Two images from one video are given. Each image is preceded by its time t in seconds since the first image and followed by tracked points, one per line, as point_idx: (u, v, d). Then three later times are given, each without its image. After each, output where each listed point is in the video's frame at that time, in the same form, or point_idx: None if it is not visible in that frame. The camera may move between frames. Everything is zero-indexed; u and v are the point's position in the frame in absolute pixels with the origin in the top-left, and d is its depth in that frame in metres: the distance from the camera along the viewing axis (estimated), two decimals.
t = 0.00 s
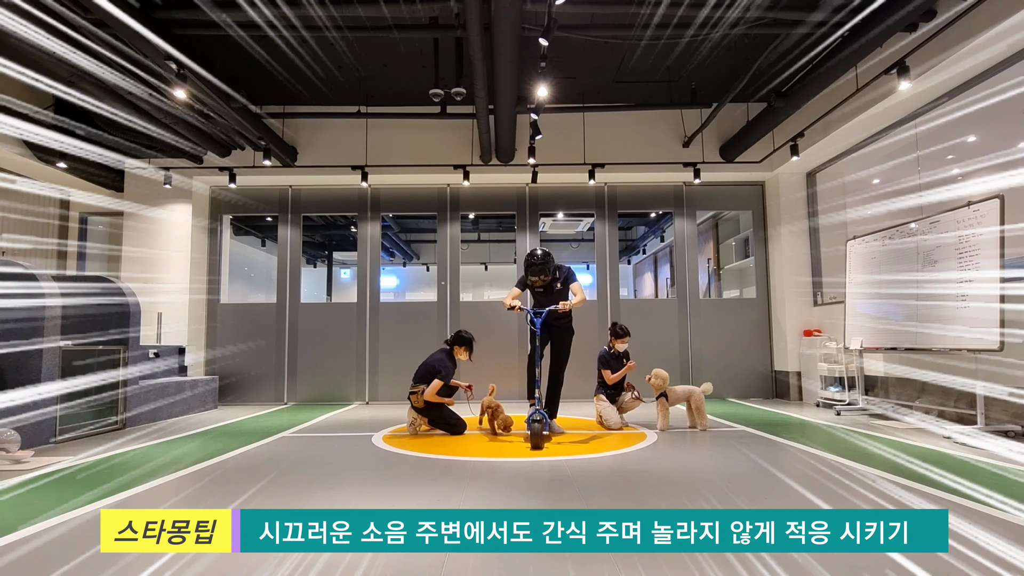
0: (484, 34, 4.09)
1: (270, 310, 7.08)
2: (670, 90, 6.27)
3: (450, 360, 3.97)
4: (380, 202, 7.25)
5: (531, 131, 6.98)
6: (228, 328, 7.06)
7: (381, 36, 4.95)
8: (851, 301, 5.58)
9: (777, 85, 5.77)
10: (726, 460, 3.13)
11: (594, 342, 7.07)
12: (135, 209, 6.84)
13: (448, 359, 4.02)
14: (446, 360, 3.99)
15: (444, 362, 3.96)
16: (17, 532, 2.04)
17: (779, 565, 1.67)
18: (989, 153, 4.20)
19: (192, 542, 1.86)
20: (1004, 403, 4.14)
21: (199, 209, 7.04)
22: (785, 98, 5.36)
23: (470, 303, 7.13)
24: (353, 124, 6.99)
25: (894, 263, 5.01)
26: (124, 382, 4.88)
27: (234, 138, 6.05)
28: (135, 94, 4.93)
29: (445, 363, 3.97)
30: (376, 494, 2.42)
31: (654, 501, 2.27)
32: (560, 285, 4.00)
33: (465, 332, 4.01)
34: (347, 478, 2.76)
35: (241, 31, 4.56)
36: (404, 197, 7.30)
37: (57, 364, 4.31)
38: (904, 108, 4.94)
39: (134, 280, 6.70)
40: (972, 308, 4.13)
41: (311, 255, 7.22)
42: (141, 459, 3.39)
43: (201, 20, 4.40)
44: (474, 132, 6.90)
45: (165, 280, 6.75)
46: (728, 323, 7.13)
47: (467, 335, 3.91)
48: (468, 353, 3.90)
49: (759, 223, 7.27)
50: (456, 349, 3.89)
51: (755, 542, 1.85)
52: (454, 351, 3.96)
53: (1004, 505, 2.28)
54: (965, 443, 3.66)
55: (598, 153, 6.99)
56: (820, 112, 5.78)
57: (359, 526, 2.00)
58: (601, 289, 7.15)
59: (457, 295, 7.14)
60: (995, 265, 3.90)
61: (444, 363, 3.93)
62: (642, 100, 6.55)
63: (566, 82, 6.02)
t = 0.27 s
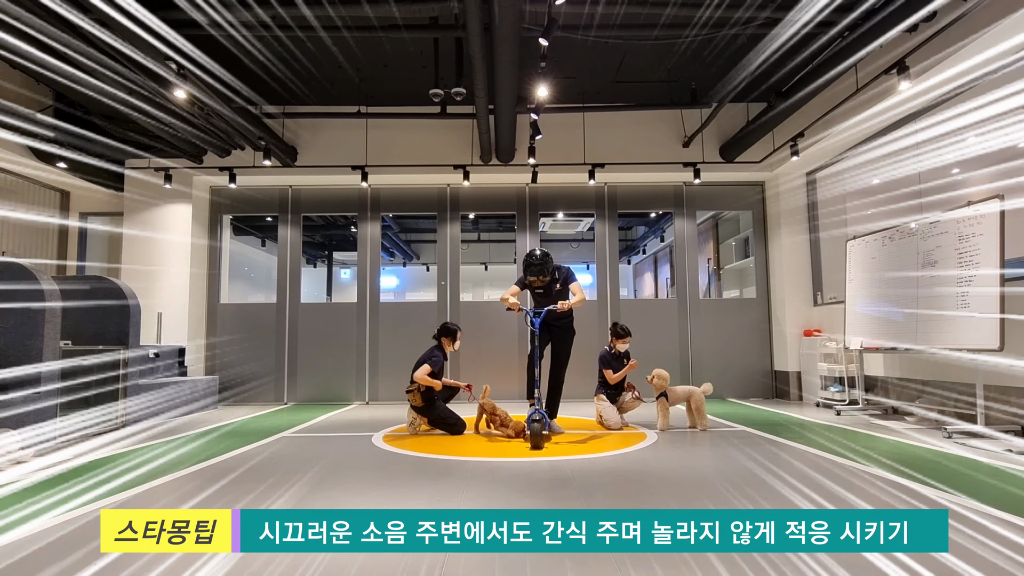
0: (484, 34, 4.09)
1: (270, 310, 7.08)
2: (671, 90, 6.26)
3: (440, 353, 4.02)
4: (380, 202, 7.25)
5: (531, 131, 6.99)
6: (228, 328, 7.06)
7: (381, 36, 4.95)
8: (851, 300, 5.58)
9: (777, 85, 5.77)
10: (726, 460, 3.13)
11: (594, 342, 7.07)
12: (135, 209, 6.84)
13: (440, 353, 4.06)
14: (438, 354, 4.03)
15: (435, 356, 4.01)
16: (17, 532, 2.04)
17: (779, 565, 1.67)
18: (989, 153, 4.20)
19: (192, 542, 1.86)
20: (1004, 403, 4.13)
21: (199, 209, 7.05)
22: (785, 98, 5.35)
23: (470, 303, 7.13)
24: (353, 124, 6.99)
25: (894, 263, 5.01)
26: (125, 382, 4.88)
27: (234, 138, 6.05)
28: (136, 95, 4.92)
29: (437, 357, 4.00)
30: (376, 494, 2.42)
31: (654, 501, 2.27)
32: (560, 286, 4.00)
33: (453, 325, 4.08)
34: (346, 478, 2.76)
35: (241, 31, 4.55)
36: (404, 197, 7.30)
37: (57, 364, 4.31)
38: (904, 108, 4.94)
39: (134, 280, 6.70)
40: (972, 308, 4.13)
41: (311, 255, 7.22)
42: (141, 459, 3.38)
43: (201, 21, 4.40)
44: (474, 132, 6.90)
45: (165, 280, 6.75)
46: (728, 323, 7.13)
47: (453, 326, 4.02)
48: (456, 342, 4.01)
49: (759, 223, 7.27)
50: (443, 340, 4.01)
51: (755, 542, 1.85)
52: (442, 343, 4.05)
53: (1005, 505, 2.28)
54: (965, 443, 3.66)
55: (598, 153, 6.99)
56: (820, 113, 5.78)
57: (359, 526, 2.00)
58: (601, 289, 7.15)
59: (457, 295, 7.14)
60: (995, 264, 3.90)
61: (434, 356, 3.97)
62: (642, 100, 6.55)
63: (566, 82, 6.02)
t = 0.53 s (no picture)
0: (484, 34, 4.09)
1: (270, 310, 7.08)
2: (671, 90, 6.26)
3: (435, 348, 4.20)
4: (380, 202, 7.25)
5: (530, 131, 6.99)
6: (228, 328, 7.06)
7: (381, 36, 4.95)
8: (851, 301, 5.58)
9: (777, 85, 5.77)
10: (726, 460, 3.13)
11: (594, 342, 7.07)
12: (136, 209, 6.84)
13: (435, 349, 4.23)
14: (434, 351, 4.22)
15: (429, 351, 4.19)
16: (18, 532, 2.04)
17: (779, 565, 1.67)
18: (989, 153, 4.20)
19: (192, 543, 1.86)
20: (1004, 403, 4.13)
21: (199, 209, 7.05)
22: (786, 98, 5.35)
23: (470, 303, 7.13)
24: (353, 124, 6.99)
25: (894, 264, 5.01)
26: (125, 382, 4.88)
27: (234, 138, 6.05)
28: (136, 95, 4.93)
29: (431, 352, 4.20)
30: (376, 494, 2.42)
31: (654, 501, 2.27)
32: (560, 286, 4.00)
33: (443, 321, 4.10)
34: (347, 478, 2.76)
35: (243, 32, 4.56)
36: (404, 197, 7.29)
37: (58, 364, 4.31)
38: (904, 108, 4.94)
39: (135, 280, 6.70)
40: (972, 308, 4.14)
41: (311, 255, 7.22)
42: (141, 459, 3.38)
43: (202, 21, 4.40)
44: (474, 132, 6.90)
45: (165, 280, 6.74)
46: (728, 323, 7.13)
47: (444, 321, 4.05)
48: (447, 336, 4.02)
49: (759, 223, 7.27)
50: (434, 335, 4.03)
51: (754, 542, 1.86)
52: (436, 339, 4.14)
53: (1005, 505, 2.28)
54: (965, 443, 3.66)
55: (598, 153, 6.99)
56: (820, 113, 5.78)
57: (359, 526, 2.00)
58: (601, 289, 7.15)
59: (457, 295, 7.14)
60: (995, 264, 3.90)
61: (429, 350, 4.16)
62: (642, 100, 6.56)
63: (566, 82, 6.02)
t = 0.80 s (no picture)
0: (484, 34, 4.09)
1: (270, 310, 7.08)
2: (671, 90, 6.26)
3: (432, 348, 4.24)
4: (380, 202, 7.25)
5: (530, 131, 6.99)
6: (228, 328, 7.06)
7: (381, 36, 4.95)
8: (851, 301, 5.58)
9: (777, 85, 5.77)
10: (725, 460, 3.13)
11: (594, 342, 7.07)
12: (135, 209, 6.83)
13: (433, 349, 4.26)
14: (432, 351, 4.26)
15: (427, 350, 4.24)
16: (19, 533, 2.04)
17: (778, 565, 1.67)
18: (989, 153, 4.20)
19: (192, 542, 1.86)
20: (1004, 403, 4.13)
21: (199, 209, 7.05)
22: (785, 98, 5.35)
23: (470, 303, 7.13)
24: (353, 124, 6.99)
25: (894, 264, 5.02)
26: (124, 382, 4.87)
27: (234, 138, 6.05)
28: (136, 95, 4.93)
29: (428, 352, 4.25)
30: (376, 494, 2.42)
31: (654, 501, 2.27)
32: (561, 286, 4.00)
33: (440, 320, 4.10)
34: (347, 478, 2.76)
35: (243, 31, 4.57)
36: (404, 197, 7.29)
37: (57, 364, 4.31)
38: (904, 108, 4.94)
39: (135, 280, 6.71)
40: (971, 308, 4.14)
41: (311, 255, 7.22)
42: (141, 459, 3.39)
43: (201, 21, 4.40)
44: (474, 132, 6.90)
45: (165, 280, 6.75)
46: (728, 323, 7.13)
47: (440, 320, 4.05)
48: (443, 335, 4.02)
49: (759, 223, 7.27)
50: (431, 335, 4.03)
51: (754, 542, 1.86)
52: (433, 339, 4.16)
53: (1006, 505, 2.28)
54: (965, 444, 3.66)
55: (598, 153, 6.99)
56: (820, 113, 5.78)
57: (359, 526, 2.00)
58: (601, 289, 7.15)
59: (457, 295, 7.14)
60: (995, 265, 3.90)
61: (427, 349, 4.21)
62: (642, 100, 6.56)
63: (566, 82, 6.02)
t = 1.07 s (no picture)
0: (484, 34, 4.09)
1: (270, 310, 7.08)
2: (671, 90, 6.26)
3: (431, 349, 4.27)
4: (380, 202, 7.25)
5: (531, 131, 6.99)
6: (228, 328, 7.06)
7: (381, 36, 4.95)
8: (851, 301, 5.58)
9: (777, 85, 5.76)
10: (725, 460, 3.13)
11: (594, 342, 7.07)
12: (135, 209, 6.83)
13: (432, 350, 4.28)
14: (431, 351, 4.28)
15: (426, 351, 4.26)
16: (19, 532, 2.04)
17: (778, 565, 1.67)
18: (989, 153, 4.20)
19: (192, 542, 1.86)
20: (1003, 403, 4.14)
21: (199, 209, 7.05)
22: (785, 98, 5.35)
23: (470, 303, 7.13)
24: (353, 124, 6.99)
25: (894, 263, 5.02)
26: (124, 381, 4.87)
27: (234, 138, 6.05)
28: (136, 95, 4.92)
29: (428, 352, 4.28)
30: (376, 494, 2.42)
31: (654, 501, 2.27)
32: (560, 285, 4.00)
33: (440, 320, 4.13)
34: (346, 478, 2.76)
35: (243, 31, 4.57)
36: (404, 197, 7.29)
37: (58, 364, 4.31)
38: (904, 108, 4.94)
39: (134, 280, 6.71)
40: (971, 307, 4.14)
41: (311, 255, 7.23)
42: (141, 459, 3.38)
43: (202, 20, 4.40)
44: (474, 132, 6.90)
45: (165, 280, 6.75)
46: (728, 323, 7.13)
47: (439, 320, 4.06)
48: (441, 335, 4.03)
49: (759, 223, 7.27)
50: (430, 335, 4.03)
51: (754, 542, 1.86)
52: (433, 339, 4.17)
53: (1006, 505, 2.28)
54: (965, 443, 3.66)
55: (598, 153, 6.99)
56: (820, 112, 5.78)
57: (359, 526, 2.00)
58: (601, 289, 7.15)
59: (457, 295, 7.14)
60: (995, 265, 3.90)
61: (426, 349, 4.23)
62: (642, 100, 6.56)
63: (566, 82, 6.02)
